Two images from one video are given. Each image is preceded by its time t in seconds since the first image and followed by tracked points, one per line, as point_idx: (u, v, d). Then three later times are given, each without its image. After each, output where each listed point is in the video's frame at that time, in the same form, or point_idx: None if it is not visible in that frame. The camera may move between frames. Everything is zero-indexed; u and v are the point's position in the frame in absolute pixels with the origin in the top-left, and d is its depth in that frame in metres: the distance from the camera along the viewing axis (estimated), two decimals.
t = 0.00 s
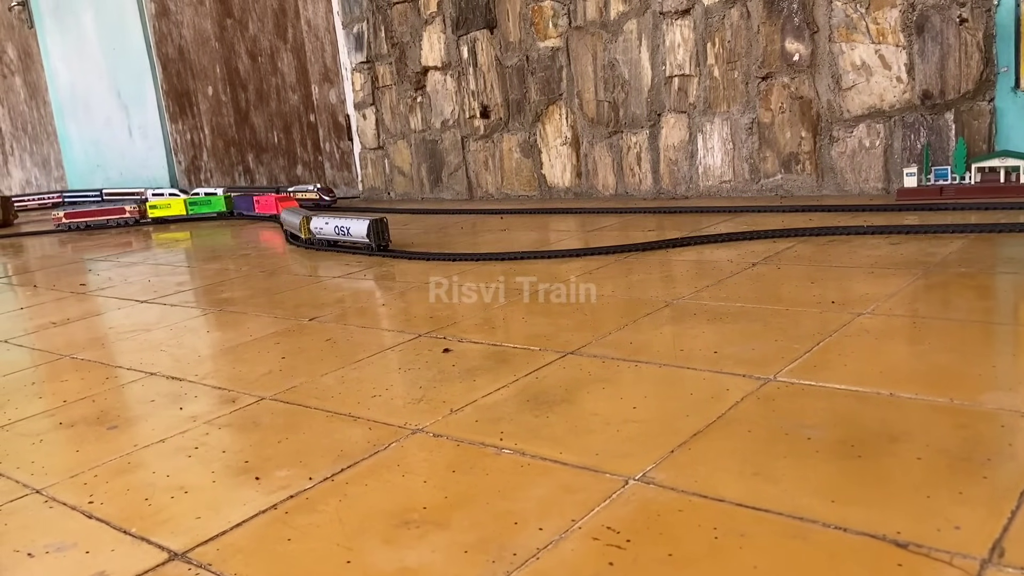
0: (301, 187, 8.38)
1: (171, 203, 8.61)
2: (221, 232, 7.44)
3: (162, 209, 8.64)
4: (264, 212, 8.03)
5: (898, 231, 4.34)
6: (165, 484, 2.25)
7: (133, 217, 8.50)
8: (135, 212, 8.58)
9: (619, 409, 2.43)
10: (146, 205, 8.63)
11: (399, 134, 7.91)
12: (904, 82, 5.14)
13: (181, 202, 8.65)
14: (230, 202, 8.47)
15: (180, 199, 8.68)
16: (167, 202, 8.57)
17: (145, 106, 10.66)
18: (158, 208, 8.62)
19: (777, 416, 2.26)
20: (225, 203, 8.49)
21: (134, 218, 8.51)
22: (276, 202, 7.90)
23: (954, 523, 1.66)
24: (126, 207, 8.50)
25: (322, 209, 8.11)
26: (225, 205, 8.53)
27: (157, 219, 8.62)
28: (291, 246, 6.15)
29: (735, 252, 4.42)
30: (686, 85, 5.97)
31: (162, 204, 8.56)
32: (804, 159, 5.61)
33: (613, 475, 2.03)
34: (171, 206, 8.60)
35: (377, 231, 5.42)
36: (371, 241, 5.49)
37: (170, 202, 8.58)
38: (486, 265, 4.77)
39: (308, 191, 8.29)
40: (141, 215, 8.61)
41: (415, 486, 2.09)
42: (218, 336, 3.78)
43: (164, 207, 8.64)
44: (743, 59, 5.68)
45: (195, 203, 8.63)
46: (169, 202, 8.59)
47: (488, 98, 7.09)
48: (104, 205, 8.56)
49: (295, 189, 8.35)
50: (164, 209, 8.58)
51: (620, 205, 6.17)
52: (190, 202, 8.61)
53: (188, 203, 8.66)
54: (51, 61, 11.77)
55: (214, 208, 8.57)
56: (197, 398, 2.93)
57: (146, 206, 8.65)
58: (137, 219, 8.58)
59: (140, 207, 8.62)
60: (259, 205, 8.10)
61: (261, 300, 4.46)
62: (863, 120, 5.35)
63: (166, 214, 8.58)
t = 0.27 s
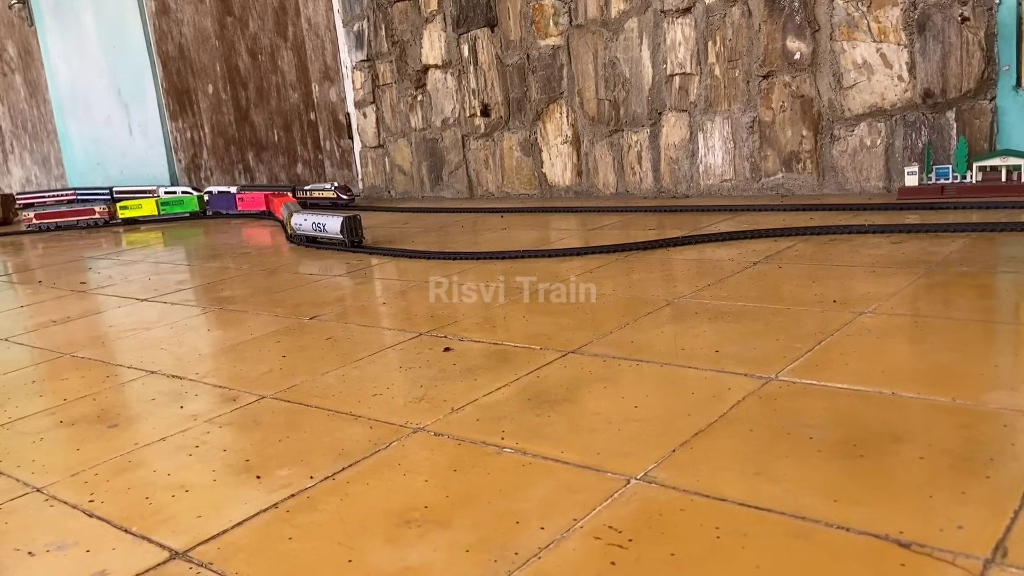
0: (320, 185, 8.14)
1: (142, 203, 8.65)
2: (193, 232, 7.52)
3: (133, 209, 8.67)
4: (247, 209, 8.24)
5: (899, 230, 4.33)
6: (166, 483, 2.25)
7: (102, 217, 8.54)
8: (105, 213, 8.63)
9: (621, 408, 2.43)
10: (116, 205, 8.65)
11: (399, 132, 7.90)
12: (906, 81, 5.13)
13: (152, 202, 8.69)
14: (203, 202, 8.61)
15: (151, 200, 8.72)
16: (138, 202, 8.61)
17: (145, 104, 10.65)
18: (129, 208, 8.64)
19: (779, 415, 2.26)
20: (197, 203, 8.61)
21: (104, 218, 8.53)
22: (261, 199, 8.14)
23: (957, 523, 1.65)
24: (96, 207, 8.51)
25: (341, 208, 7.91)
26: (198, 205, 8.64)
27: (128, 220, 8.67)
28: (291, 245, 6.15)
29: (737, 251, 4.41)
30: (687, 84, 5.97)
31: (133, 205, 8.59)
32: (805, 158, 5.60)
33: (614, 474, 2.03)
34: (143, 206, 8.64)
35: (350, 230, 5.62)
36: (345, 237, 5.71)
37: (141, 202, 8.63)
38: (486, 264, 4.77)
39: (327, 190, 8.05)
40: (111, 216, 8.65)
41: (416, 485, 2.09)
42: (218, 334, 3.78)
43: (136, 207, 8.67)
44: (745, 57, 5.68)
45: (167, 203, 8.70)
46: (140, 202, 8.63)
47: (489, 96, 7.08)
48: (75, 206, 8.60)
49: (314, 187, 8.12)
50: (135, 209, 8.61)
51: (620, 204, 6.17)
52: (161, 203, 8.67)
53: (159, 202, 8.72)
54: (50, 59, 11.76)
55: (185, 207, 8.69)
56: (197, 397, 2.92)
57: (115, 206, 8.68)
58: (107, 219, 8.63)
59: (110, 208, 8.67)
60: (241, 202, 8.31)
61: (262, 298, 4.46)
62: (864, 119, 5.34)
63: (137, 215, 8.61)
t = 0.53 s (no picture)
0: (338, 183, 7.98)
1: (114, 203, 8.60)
2: (166, 232, 7.49)
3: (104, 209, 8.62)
4: (227, 206, 8.35)
5: (901, 229, 4.32)
6: (167, 482, 2.24)
7: (74, 217, 8.49)
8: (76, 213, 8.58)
9: (622, 408, 2.43)
10: (86, 205, 8.57)
11: (400, 130, 7.90)
12: (908, 79, 5.12)
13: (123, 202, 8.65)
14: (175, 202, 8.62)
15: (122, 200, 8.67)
16: (109, 202, 8.57)
17: (146, 101, 10.64)
18: (100, 208, 8.58)
19: (781, 415, 2.25)
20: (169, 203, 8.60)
21: (75, 218, 8.48)
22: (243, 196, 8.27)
23: (961, 524, 1.65)
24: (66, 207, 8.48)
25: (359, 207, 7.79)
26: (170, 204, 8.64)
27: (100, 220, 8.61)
28: (292, 243, 6.14)
29: (738, 249, 4.41)
30: (689, 82, 5.95)
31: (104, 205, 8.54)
32: (807, 156, 5.59)
33: (616, 474, 2.02)
34: (114, 206, 8.60)
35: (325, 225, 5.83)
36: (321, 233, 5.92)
37: (113, 202, 8.58)
38: (487, 263, 4.76)
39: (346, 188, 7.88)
40: (83, 216, 8.61)
41: (418, 484, 2.08)
42: (219, 332, 3.77)
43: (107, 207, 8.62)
44: (746, 55, 5.67)
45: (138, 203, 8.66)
46: (112, 202, 8.58)
47: (490, 94, 7.07)
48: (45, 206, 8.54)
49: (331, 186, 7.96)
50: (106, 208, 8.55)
51: (622, 203, 6.16)
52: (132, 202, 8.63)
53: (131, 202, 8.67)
54: (51, 56, 11.75)
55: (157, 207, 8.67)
56: (198, 395, 2.92)
57: (86, 206, 8.62)
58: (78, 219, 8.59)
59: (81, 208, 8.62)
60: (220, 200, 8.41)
61: (262, 296, 4.45)
62: (866, 118, 5.33)
63: (108, 215, 8.55)
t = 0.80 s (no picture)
0: (359, 180, 7.77)
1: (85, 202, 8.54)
2: (138, 231, 7.45)
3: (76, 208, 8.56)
4: (204, 204, 8.48)
5: (906, 228, 4.30)
6: (170, 480, 2.23)
7: (46, 216, 8.44)
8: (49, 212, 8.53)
9: (626, 407, 2.42)
10: (58, 204, 8.53)
11: (402, 127, 7.89)
12: (912, 78, 5.10)
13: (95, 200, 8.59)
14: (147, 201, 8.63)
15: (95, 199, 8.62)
16: (81, 201, 8.52)
17: (148, 98, 10.64)
18: (73, 207, 8.53)
19: (786, 415, 2.24)
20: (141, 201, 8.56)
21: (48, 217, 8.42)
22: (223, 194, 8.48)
23: (968, 525, 1.64)
24: (40, 206, 8.44)
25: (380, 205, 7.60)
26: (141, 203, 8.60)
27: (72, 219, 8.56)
28: (293, 240, 6.13)
29: (742, 248, 4.40)
30: (692, 79, 5.94)
31: (76, 204, 8.48)
32: (810, 155, 5.58)
33: (621, 474, 2.01)
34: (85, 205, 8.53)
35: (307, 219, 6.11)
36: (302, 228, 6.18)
37: (84, 202, 8.52)
38: (490, 261, 4.74)
39: (367, 185, 7.67)
40: (55, 215, 8.54)
41: (421, 483, 2.07)
42: (221, 330, 3.76)
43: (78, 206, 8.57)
44: (750, 53, 5.65)
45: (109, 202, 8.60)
46: (84, 201, 8.53)
47: (492, 92, 7.05)
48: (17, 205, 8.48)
49: (352, 184, 7.74)
50: (77, 207, 8.50)
51: (624, 201, 6.15)
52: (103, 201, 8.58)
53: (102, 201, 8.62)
54: (53, 52, 11.74)
55: (127, 207, 8.64)
56: (201, 393, 2.91)
57: (58, 206, 8.57)
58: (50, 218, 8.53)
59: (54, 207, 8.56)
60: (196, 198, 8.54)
61: (264, 294, 4.44)
62: (870, 116, 5.32)
63: (80, 214, 8.51)
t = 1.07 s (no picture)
0: (381, 177, 7.51)
1: (58, 199, 8.50)
2: (110, 229, 7.45)
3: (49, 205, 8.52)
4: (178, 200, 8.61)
5: (910, 225, 4.29)
6: (173, 475, 2.23)
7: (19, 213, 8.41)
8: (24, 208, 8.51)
9: (630, 404, 2.41)
10: (32, 201, 8.51)
11: (404, 123, 7.88)
12: (916, 75, 5.08)
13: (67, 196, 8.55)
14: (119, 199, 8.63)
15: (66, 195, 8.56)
16: (53, 199, 8.48)
17: (149, 93, 10.63)
18: (45, 204, 8.50)
19: (791, 412, 2.23)
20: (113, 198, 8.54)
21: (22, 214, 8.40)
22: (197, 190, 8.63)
23: (976, 523, 1.63)
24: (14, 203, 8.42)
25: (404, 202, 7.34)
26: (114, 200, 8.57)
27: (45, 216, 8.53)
28: (295, 236, 6.12)
29: (745, 245, 4.39)
30: (695, 76, 5.92)
31: (48, 201, 8.45)
32: (813, 152, 5.57)
33: (626, 470, 2.01)
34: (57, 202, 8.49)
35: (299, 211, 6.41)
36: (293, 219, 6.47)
37: (57, 199, 8.49)
38: (492, 257, 4.74)
39: (390, 182, 7.42)
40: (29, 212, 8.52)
41: (425, 479, 2.07)
42: (224, 325, 3.76)
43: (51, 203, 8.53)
44: (753, 50, 5.64)
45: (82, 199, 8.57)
46: (56, 198, 8.49)
47: (495, 88, 7.04)
48: None
49: (375, 179, 7.50)
50: (49, 205, 8.46)
51: (626, 197, 6.15)
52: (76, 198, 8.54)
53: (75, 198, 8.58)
54: (55, 47, 11.73)
55: (98, 205, 8.63)
56: (204, 388, 2.91)
57: (32, 202, 8.56)
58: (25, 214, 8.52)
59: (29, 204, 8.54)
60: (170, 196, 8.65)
61: (266, 289, 4.43)
62: (873, 113, 5.30)
63: (53, 211, 8.47)
